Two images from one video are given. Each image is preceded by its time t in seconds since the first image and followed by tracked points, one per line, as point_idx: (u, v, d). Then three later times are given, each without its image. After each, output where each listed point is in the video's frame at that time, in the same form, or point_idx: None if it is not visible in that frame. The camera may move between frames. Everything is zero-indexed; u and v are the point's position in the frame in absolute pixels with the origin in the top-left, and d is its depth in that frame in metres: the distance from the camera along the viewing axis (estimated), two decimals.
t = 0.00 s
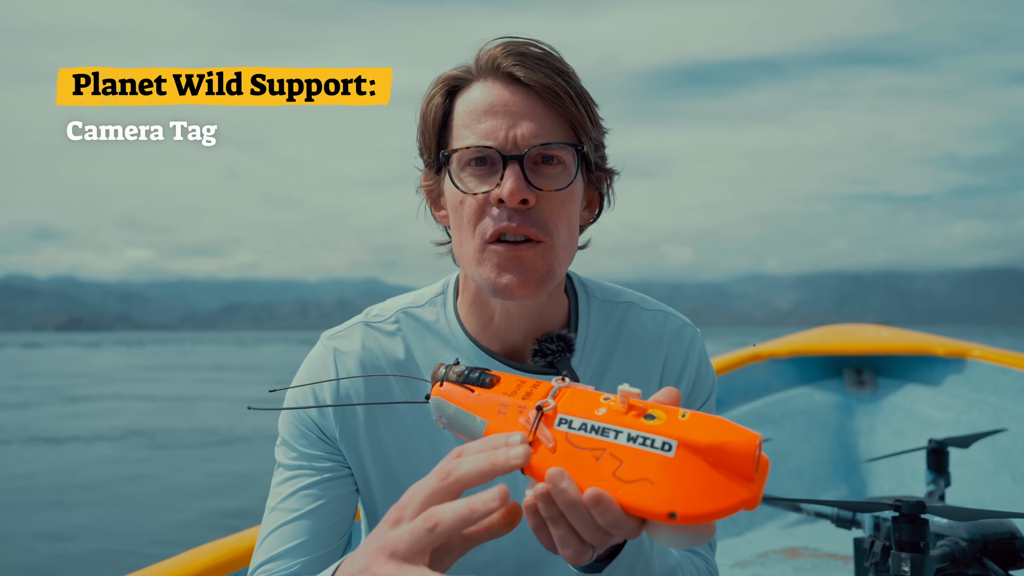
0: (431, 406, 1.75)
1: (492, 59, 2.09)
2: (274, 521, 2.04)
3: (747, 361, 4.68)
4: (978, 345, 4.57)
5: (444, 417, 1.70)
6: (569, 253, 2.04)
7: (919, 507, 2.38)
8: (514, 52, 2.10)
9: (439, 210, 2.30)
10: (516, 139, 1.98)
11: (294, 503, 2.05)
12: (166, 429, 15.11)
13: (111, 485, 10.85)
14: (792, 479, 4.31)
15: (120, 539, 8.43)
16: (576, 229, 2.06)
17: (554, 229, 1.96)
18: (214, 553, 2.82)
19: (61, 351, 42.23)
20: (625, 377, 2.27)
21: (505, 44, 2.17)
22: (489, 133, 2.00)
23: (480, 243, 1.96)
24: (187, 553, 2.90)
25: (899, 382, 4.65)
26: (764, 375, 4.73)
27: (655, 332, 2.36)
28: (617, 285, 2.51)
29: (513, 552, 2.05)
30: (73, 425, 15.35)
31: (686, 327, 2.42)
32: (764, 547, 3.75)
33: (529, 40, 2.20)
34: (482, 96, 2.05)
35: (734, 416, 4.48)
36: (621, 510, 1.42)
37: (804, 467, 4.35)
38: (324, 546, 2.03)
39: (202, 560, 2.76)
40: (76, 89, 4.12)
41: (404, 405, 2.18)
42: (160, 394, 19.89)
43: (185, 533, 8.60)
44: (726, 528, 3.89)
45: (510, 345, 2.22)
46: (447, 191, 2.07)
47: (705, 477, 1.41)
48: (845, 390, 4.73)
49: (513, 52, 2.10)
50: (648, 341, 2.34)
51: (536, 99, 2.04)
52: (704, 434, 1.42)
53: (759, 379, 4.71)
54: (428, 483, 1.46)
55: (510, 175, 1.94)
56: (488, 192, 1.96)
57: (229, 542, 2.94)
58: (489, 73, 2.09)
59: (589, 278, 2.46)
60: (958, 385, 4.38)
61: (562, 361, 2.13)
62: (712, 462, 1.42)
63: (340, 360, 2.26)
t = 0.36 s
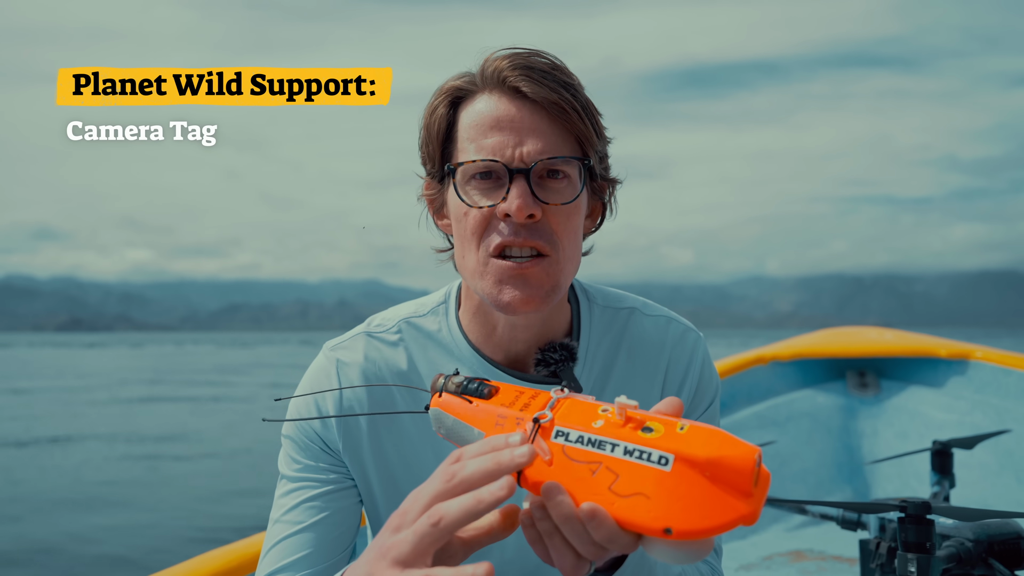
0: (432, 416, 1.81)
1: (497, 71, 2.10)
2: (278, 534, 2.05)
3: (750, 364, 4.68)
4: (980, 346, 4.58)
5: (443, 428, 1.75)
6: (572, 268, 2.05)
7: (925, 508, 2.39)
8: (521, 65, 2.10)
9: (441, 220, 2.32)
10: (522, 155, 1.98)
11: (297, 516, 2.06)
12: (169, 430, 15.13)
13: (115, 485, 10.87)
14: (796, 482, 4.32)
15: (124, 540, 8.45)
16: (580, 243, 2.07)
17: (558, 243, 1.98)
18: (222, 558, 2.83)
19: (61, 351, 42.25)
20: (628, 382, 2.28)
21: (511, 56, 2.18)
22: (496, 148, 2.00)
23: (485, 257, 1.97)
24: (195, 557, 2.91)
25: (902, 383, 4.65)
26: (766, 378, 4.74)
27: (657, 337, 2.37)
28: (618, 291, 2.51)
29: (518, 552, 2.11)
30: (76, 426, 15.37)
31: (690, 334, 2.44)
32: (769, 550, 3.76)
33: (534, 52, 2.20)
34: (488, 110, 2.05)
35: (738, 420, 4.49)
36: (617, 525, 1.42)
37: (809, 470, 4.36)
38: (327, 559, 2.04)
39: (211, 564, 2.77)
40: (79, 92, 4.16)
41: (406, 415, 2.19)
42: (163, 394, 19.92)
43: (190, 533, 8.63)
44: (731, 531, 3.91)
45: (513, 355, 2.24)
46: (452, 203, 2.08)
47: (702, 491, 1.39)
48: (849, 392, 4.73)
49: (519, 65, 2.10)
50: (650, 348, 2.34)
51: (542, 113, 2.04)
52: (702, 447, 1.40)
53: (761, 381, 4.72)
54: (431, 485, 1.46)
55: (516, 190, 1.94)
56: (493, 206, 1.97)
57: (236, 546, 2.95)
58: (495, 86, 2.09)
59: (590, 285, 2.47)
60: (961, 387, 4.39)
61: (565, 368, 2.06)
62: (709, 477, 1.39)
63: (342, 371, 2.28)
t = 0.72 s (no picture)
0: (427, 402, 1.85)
1: (511, 83, 2.07)
2: (281, 526, 2.04)
3: (752, 368, 4.69)
4: (982, 349, 4.58)
5: (437, 415, 1.79)
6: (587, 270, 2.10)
7: (929, 512, 2.39)
8: (532, 76, 2.08)
9: (445, 222, 2.32)
10: (544, 169, 1.97)
11: (299, 508, 2.06)
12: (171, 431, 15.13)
13: (117, 488, 10.87)
14: (800, 486, 4.32)
15: (128, 541, 8.46)
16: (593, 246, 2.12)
17: (577, 249, 2.02)
18: (224, 566, 2.82)
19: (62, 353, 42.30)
20: (621, 378, 2.26)
21: (517, 63, 2.15)
22: (517, 164, 1.99)
23: (510, 269, 2.00)
24: (198, 563, 2.90)
25: (905, 387, 4.64)
26: (769, 383, 4.74)
27: (650, 334, 2.34)
28: (615, 290, 2.51)
29: (521, 558, 2.10)
30: (78, 427, 15.37)
31: (683, 329, 2.38)
32: (773, 555, 3.76)
33: (538, 58, 2.18)
34: (505, 123, 2.03)
35: (740, 424, 4.48)
36: (582, 526, 1.42)
37: (812, 474, 4.36)
38: (331, 549, 2.03)
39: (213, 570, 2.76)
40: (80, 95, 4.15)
41: (404, 399, 2.21)
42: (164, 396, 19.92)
43: (193, 534, 8.63)
44: (735, 536, 3.90)
45: (513, 351, 2.24)
46: (471, 215, 2.08)
47: (670, 501, 1.36)
48: (851, 395, 4.73)
49: (531, 75, 2.08)
50: (643, 344, 2.32)
51: (559, 125, 2.03)
52: (676, 458, 1.37)
53: (763, 386, 4.71)
54: (428, 474, 1.46)
55: (539, 205, 1.95)
56: (516, 220, 1.98)
57: (238, 554, 2.94)
58: (509, 97, 2.07)
59: (587, 284, 2.46)
60: (964, 390, 4.40)
61: (561, 360, 2.11)
62: (680, 488, 1.37)
63: (344, 366, 2.28)
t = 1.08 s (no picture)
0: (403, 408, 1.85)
1: (490, 85, 2.06)
2: (289, 520, 2.06)
3: (754, 372, 4.68)
4: (984, 353, 4.58)
5: (410, 422, 1.79)
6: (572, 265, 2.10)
7: (930, 517, 2.39)
8: (509, 77, 2.08)
9: (441, 223, 2.33)
10: (521, 168, 1.98)
11: (307, 502, 2.07)
12: (174, 433, 15.14)
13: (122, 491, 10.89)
14: (802, 490, 4.32)
15: (133, 543, 8.47)
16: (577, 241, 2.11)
17: (562, 245, 2.01)
18: (228, 570, 2.84)
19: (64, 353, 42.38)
20: (616, 373, 2.23)
21: (498, 66, 2.14)
22: (495, 164, 2.00)
23: (492, 266, 2.00)
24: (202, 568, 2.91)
25: (907, 391, 4.64)
26: (770, 387, 4.73)
27: (648, 330, 2.32)
28: (614, 291, 2.49)
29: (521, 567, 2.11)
30: (82, 430, 15.39)
31: (680, 327, 2.35)
32: (775, 559, 3.76)
33: (519, 61, 2.17)
34: (485, 124, 2.03)
35: (742, 429, 4.48)
36: (547, 526, 1.43)
37: (813, 479, 4.36)
38: (340, 542, 2.04)
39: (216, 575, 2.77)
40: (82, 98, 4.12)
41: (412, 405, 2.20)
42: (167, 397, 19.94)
43: (198, 537, 8.65)
44: (737, 540, 3.91)
45: (512, 345, 2.24)
46: (456, 215, 2.09)
47: (633, 499, 1.37)
48: (853, 399, 4.72)
49: (511, 76, 2.08)
50: (639, 340, 2.29)
51: (536, 125, 2.03)
52: (638, 456, 1.38)
53: (764, 390, 4.70)
54: (417, 471, 1.45)
55: (517, 203, 1.96)
56: (497, 217, 1.99)
57: (241, 559, 2.94)
58: (487, 98, 2.06)
59: (586, 284, 2.46)
60: (966, 394, 4.40)
61: (558, 353, 2.15)
62: (643, 485, 1.38)
63: (349, 365, 2.28)
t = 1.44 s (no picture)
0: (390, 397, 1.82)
1: (474, 79, 2.04)
2: (293, 516, 2.03)
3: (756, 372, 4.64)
4: (989, 353, 4.56)
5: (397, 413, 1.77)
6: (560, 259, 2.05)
7: (938, 517, 2.36)
8: (493, 71, 2.06)
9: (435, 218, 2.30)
10: (503, 160, 1.95)
11: (311, 497, 2.04)
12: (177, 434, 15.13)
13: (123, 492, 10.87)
14: (805, 491, 4.27)
15: (135, 544, 8.45)
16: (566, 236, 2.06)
17: (547, 239, 1.97)
18: (227, 568, 2.81)
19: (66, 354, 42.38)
20: (611, 365, 2.19)
21: (485, 61, 2.12)
22: (478, 157, 1.97)
23: (479, 260, 1.97)
24: (201, 567, 2.88)
25: (911, 390, 4.60)
26: (774, 386, 4.69)
27: (643, 324, 2.29)
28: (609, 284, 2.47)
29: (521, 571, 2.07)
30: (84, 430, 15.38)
31: (675, 319, 2.33)
32: (778, 559, 3.73)
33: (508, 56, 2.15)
34: (469, 118, 2.01)
35: (745, 428, 4.44)
36: (522, 514, 1.38)
37: (817, 479, 4.33)
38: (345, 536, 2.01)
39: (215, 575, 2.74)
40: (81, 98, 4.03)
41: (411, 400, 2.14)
42: (169, 398, 19.94)
43: (200, 537, 8.63)
44: (739, 540, 3.88)
45: (507, 339, 2.20)
46: (443, 210, 2.06)
47: (606, 488, 1.33)
48: (857, 399, 4.69)
49: (495, 70, 2.05)
50: (635, 334, 2.26)
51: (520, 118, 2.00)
52: (611, 445, 1.35)
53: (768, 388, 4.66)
54: (406, 459, 1.42)
55: (500, 195, 1.93)
56: (481, 212, 1.95)
57: (240, 558, 2.91)
58: (472, 93, 2.04)
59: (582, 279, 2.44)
60: (971, 394, 4.38)
61: (553, 346, 2.11)
62: (617, 475, 1.34)
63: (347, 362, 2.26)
